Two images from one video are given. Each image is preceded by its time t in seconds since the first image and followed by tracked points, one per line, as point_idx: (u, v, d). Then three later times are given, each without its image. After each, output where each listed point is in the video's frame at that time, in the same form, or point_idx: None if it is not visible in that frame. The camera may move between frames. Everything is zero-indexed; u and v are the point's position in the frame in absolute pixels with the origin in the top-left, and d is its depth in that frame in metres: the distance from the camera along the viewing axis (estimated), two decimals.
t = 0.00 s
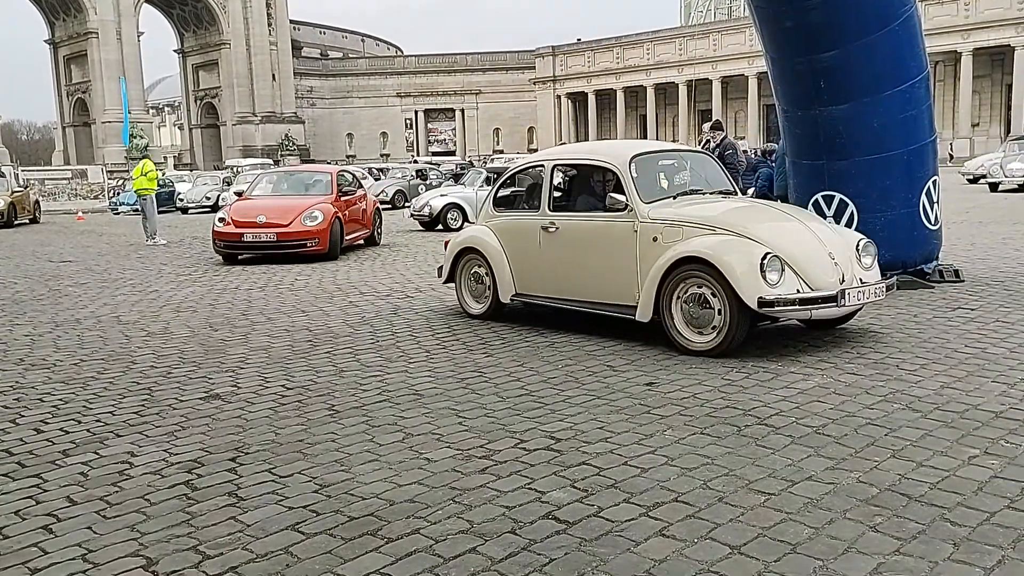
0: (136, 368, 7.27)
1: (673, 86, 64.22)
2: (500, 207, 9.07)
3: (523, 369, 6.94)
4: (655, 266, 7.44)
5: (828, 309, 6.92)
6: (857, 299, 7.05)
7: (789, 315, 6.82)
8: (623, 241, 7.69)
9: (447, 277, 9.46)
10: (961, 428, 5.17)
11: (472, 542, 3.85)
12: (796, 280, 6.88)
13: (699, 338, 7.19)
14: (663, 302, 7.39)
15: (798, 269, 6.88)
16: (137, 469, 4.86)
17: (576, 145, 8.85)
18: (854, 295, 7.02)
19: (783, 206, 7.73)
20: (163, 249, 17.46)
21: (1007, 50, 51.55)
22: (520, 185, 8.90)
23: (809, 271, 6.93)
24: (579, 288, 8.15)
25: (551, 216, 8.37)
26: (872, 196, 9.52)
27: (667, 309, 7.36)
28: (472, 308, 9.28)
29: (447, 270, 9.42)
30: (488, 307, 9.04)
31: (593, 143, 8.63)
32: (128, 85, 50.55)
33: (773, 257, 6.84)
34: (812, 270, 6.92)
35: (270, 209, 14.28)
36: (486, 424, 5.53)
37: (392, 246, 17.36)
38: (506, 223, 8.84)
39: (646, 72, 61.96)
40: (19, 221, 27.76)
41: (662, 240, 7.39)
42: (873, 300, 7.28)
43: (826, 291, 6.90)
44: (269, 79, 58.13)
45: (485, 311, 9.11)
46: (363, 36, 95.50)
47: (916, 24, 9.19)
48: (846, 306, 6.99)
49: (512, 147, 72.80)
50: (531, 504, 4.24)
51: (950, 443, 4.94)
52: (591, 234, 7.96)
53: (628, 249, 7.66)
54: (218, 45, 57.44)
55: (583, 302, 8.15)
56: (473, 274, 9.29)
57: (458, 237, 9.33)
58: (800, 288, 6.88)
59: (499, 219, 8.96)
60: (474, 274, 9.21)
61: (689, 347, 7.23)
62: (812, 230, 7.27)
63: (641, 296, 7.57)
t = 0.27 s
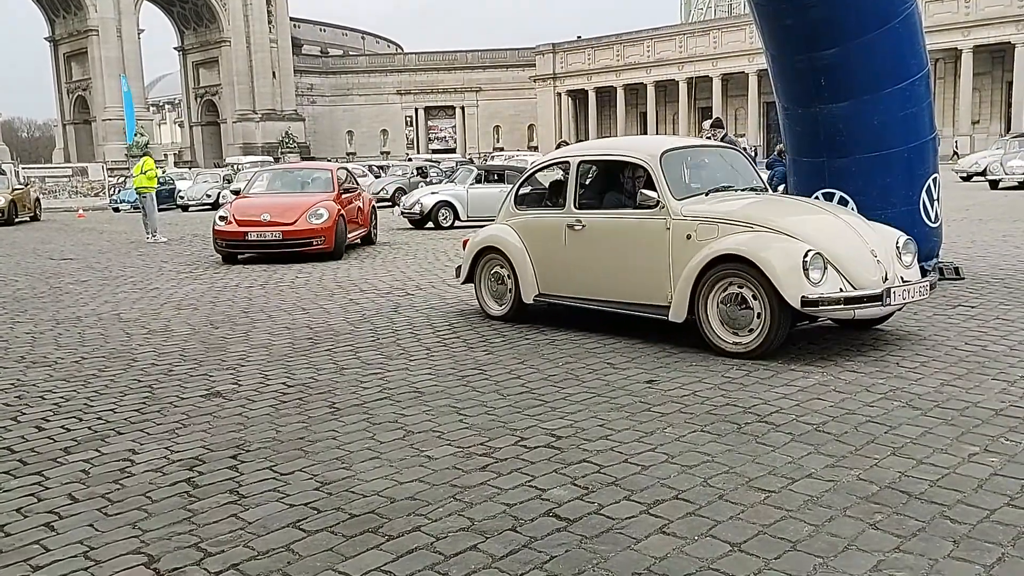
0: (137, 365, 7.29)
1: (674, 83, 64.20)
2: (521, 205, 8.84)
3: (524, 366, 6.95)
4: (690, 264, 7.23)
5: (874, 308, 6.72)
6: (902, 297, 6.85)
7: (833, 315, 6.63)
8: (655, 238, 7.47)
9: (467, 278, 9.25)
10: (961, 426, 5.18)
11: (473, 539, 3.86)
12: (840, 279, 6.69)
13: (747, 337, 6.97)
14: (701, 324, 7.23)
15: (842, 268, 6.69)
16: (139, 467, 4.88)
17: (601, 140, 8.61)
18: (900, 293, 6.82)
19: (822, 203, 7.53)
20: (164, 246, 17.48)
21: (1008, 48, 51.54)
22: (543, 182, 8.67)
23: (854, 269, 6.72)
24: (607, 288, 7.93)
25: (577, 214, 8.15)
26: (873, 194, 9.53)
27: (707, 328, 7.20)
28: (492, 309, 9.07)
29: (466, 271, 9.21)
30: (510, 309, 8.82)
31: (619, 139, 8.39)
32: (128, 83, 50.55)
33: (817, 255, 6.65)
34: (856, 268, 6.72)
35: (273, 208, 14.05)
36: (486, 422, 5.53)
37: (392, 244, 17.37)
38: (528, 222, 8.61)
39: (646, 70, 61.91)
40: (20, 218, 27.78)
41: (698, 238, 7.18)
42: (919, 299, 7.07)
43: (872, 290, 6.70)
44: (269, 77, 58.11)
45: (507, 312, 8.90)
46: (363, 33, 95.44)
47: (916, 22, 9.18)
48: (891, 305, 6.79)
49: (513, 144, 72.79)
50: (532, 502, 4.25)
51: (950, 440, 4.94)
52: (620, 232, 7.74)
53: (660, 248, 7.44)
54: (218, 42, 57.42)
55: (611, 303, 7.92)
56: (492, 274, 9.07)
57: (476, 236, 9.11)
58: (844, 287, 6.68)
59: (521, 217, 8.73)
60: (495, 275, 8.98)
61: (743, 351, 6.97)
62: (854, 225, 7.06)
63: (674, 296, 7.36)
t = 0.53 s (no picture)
0: (138, 364, 7.29)
1: (674, 82, 64.17)
2: (542, 205, 8.57)
3: (524, 365, 6.95)
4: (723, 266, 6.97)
5: (920, 310, 6.44)
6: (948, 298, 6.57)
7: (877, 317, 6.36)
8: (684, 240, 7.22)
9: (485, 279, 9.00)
10: (961, 425, 5.18)
11: (474, 539, 3.86)
12: (883, 279, 6.41)
13: (789, 339, 6.67)
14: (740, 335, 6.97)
15: (886, 268, 6.42)
16: (139, 466, 4.88)
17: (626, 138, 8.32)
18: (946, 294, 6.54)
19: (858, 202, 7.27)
20: (164, 245, 17.49)
21: (1008, 47, 51.49)
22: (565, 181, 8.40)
23: (897, 269, 6.45)
24: (635, 290, 7.67)
25: (602, 213, 7.89)
26: (873, 193, 9.54)
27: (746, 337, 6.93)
28: (510, 313, 8.82)
29: (484, 272, 8.96)
30: (531, 312, 8.57)
31: (646, 136, 8.10)
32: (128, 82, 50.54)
33: (860, 254, 6.38)
34: (899, 267, 6.45)
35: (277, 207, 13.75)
36: (486, 421, 5.53)
37: (392, 242, 17.36)
38: (551, 222, 8.35)
39: (647, 69, 61.89)
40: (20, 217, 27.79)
41: (732, 238, 6.92)
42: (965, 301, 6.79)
43: (917, 291, 6.42)
44: (269, 75, 58.09)
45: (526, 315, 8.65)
46: (363, 32, 95.47)
47: (917, 20, 9.14)
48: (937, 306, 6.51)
49: (513, 143, 72.76)
50: (532, 501, 4.25)
51: (950, 439, 4.94)
52: (647, 232, 7.48)
53: (690, 248, 7.19)
54: (219, 41, 57.41)
55: (639, 305, 7.67)
56: (512, 276, 8.82)
57: (495, 236, 8.85)
58: (887, 287, 6.41)
59: (542, 217, 8.47)
60: (517, 276, 8.72)
61: (788, 354, 6.65)
62: (895, 224, 6.80)
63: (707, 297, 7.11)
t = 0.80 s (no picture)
0: (138, 364, 7.29)
1: (674, 82, 64.16)
2: (565, 206, 8.35)
3: (524, 366, 6.96)
4: (760, 268, 6.77)
5: (967, 315, 6.21)
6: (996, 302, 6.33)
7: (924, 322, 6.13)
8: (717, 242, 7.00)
9: (504, 283, 8.78)
10: (962, 425, 5.18)
11: (475, 539, 3.86)
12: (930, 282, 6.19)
13: (831, 345, 6.46)
14: (779, 342, 6.75)
15: (932, 271, 6.18)
16: (140, 466, 4.88)
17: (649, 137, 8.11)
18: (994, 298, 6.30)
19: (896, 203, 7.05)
20: (165, 245, 17.50)
21: (1009, 47, 51.48)
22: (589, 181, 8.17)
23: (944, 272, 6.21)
24: (664, 293, 7.45)
25: (630, 215, 7.67)
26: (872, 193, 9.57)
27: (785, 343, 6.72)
28: (531, 317, 8.61)
29: (503, 275, 8.73)
30: (554, 315, 8.35)
31: (672, 134, 7.88)
32: (129, 82, 50.54)
33: (905, 257, 6.15)
34: (946, 270, 6.21)
35: (283, 207, 13.46)
36: (487, 421, 5.53)
37: (392, 242, 17.36)
38: (574, 224, 8.13)
39: (647, 69, 61.87)
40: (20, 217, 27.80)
41: (769, 240, 6.71)
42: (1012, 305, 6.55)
43: (965, 294, 6.19)
44: (269, 75, 58.10)
45: (548, 319, 8.44)
46: (364, 32, 95.50)
47: (917, 20, 9.12)
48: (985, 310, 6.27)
49: (513, 143, 72.76)
50: (532, 502, 4.25)
51: (951, 440, 4.95)
52: (678, 234, 7.26)
53: (724, 250, 6.97)
54: (219, 41, 57.41)
55: (669, 309, 7.45)
56: (532, 279, 8.61)
57: (516, 237, 8.64)
58: (933, 291, 6.18)
59: (566, 219, 8.25)
60: (538, 279, 8.51)
61: (831, 359, 6.44)
62: (938, 224, 6.57)
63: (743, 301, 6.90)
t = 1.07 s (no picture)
0: (138, 364, 7.29)
1: (674, 82, 64.15)
2: (589, 205, 8.19)
3: (525, 366, 6.95)
4: (797, 269, 6.60)
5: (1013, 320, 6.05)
6: None
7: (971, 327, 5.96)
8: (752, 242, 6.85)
9: (525, 283, 8.62)
10: (963, 425, 5.18)
11: (475, 539, 3.86)
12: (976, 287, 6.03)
13: (872, 349, 6.28)
14: (817, 346, 6.57)
15: (978, 273, 6.03)
16: (140, 466, 4.88)
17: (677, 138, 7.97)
18: None
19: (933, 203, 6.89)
20: (165, 245, 17.50)
21: (1009, 47, 51.47)
22: (614, 181, 8.01)
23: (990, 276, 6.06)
24: (695, 295, 7.31)
25: (659, 215, 7.51)
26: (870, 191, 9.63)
27: (823, 347, 6.53)
28: (553, 318, 8.46)
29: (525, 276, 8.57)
30: (578, 316, 8.20)
31: (701, 134, 7.75)
32: (129, 81, 50.52)
33: (952, 260, 5.98)
34: (992, 273, 6.05)
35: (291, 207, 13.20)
36: (487, 421, 5.53)
37: (392, 242, 17.38)
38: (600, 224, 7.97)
39: (648, 69, 61.86)
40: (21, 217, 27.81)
41: (808, 241, 6.55)
42: None
43: (1011, 299, 6.04)
44: (269, 75, 58.10)
45: (571, 321, 8.29)
46: (364, 32, 95.51)
47: (918, 20, 9.06)
48: None
49: (513, 142, 72.76)
50: (533, 501, 4.25)
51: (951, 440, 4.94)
52: (711, 235, 7.11)
53: (759, 252, 6.82)
54: (220, 41, 57.40)
55: (699, 312, 7.30)
56: (555, 279, 8.45)
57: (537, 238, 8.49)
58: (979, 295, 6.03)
59: (591, 219, 8.08)
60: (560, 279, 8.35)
61: (872, 365, 6.25)
62: (981, 225, 6.41)
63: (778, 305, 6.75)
